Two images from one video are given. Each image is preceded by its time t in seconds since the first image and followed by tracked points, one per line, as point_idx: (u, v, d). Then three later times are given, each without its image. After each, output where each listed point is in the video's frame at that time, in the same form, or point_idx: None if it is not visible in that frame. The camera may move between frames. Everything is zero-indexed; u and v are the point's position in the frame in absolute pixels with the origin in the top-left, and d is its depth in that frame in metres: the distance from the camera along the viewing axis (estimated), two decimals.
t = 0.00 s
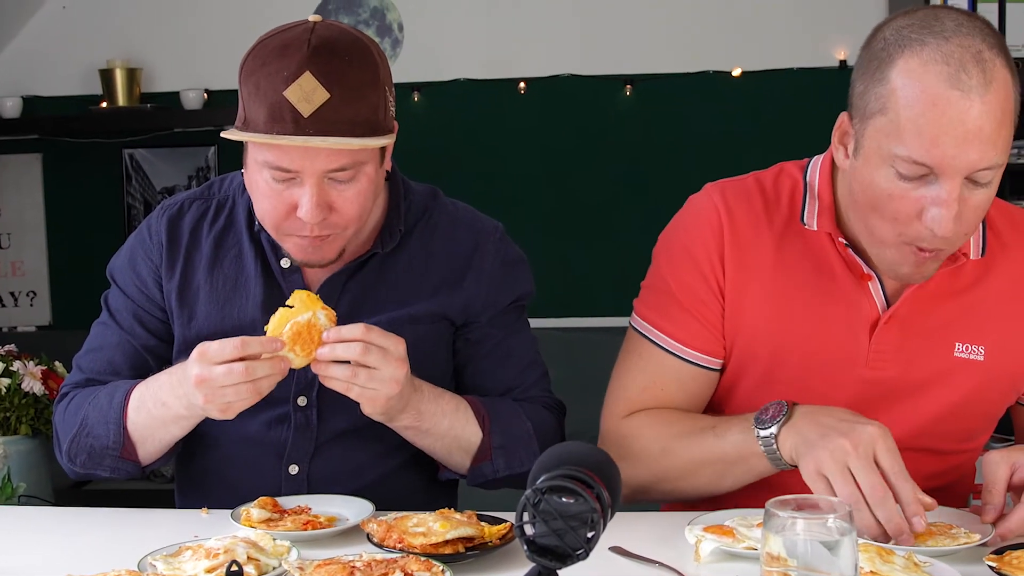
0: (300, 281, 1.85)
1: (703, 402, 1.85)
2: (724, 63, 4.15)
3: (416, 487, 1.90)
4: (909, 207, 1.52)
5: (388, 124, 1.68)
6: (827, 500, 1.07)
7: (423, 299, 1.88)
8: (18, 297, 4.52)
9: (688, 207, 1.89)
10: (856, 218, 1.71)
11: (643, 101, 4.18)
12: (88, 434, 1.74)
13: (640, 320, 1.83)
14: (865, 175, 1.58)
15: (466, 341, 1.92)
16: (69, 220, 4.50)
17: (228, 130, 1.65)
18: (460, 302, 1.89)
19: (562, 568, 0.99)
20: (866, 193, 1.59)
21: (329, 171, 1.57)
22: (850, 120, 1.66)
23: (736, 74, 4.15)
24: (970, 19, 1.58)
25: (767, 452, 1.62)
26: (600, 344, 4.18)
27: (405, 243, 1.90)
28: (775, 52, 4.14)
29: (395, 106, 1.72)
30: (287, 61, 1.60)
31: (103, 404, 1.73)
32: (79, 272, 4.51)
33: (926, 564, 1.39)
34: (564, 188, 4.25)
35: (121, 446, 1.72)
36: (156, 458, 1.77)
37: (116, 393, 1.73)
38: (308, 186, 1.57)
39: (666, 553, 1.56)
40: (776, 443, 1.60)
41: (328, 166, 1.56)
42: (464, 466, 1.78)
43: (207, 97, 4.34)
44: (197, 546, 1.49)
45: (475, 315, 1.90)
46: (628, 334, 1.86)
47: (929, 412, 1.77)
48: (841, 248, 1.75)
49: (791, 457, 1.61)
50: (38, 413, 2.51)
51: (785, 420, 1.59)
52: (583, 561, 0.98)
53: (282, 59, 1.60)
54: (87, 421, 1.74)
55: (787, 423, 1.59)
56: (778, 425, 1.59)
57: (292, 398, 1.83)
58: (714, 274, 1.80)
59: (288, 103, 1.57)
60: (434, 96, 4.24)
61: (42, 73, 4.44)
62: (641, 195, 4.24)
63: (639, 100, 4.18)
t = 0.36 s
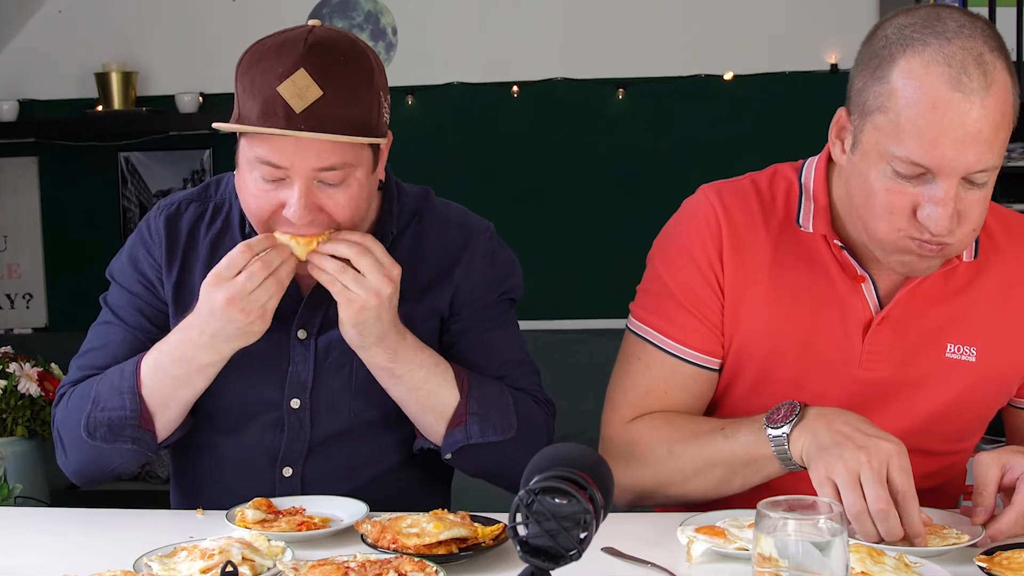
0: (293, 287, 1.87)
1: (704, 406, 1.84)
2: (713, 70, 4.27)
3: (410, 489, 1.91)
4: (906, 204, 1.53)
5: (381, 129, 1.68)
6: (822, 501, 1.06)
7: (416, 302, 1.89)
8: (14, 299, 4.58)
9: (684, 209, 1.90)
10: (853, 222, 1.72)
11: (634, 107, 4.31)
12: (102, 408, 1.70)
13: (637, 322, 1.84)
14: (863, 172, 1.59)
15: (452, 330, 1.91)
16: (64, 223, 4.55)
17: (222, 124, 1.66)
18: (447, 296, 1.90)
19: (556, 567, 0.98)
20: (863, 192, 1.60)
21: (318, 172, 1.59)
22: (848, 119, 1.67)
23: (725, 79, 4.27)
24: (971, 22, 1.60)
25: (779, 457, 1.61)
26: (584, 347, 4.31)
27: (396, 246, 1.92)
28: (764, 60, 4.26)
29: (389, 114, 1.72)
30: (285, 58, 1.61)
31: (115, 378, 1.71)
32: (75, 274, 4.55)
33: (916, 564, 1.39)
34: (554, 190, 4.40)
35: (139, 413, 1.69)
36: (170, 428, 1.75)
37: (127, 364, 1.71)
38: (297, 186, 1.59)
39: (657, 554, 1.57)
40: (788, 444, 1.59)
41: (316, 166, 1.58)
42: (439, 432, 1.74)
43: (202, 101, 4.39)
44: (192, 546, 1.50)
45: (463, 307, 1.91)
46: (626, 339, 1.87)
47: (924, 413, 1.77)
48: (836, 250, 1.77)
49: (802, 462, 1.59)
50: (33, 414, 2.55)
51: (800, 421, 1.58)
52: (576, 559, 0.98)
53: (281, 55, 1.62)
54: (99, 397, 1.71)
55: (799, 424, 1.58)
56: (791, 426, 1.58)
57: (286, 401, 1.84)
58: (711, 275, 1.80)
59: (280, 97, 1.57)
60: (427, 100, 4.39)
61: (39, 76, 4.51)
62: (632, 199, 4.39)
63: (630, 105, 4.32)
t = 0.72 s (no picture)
0: (291, 286, 1.86)
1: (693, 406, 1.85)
2: (704, 73, 4.29)
3: (403, 490, 1.93)
4: (893, 197, 1.55)
5: (374, 138, 1.70)
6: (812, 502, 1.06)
7: (410, 304, 1.91)
8: (11, 302, 4.60)
9: (676, 212, 1.91)
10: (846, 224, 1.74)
11: (626, 111, 4.34)
12: (91, 424, 1.72)
13: (628, 323, 1.85)
14: (852, 165, 1.61)
15: (451, 341, 1.94)
16: (61, 226, 4.57)
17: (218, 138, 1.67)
18: (446, 304, 1.93)
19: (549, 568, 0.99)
20: (852, 184, 1.61)
21: (314, 185, 1.59)
22: (838, 113, 1.69)
23: (717, 83, 4.29)
24: (958, 16, 1.61)
25: (769, 458, 1.62)
26: (581, 347, 4.15)
27: (391, 249, 1.93)
28: (756, 63, 4.27)
29: (384, 118, 1.74)
30: (276, 76, 1.62)
31: (106, 394, 1.72)
32: (72, 276, 4.57)
33: (906, 564, 1.40)
34: (549, 193, 4.41)
35: (127, 433, 1.71)
36: (160, 445, 1.76)
37: (118, 381, 1.73)
38: (293, 198, 1.59)
39: (649, 554, 1.58)
40: (779, 446, 1.59)
41: (311, 181, 1.58)
42: (450, 458, 1.77)
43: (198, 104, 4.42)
44: (188, 547, 1.51)
45: (462, 317, 1.94)
46: (617, 338, 1.88)
47: (914, 414, 1.79)
48: (827, 252, 1.78)
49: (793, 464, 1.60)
50: (31, 417, 2.63)
51: (791, 421, 1.59)
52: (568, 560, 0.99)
53: (270, 74, 1.62)
54: (90, 412, 1.73)
55: (790, 427, 1.59)
56: (782, 427, 1.59)
57: (282, 402, 1.85)
58: (702, 275, 1.81)
59: (274, 116, 1.60)
60: (421, 105, 4.40)
61: (34, 79, 4.53)
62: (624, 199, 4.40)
63: (623, 109, 4.34)
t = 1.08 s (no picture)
0: (283, 288, 1.87)
1: (677, 404, 1.87)
2: (697, 76, 4.31)
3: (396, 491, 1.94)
4: (885, 196, 1.56)
5: (368, 144, 1.72)
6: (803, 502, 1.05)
7: (403, 303, 1.92)
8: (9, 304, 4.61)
9: (668, 212, 1.92)
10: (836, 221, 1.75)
11: (619, 114, 4.36)
12: (68, 447, 1.78)
13: (618, 322, 1.86)
14: (845, 163, 1.62)
15: (444, 343, 1.96)
16: (58, 228, 4.58)
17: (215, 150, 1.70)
18: (439, 307, 1.94)
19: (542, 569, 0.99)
20: (843, 181, 1.63)
21: (310, 196, 1.61)
22: (832, 111, 1.70)
23: (709, 86, 4.31)
24: (955, 20, 1.62)
25: (742, 465, 1.65)
26: (577, 348, 4.16)
27: (387, 250, 1.94)
28: (749, 66, 4.30)
29: (376, 125, 1.76)
30: (269, 90, 1.63)
31: (89, 423, 1.76)
32: (69, 278, 4.58)
33: (896, 563, 1.41)
34: (544, 194, 4.43)
35: (94, 466, 1.75)
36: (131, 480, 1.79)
37: (103, 415, 1.76)
38: (290, 208, 1.61)
39: (641, 555, 1.59)
40: (754, 457, 1.62)
41: (307, 193, 1.60)
42: (449, 488, 1.81)
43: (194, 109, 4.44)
44: (184, 547, 1.52)
45: (453, 319, 1.95)
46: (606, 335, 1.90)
47: (903, 412, 1.80)
48: (817, 252, 1.79)
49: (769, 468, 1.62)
50: (27, 418, 2.65)
51: (758, 434, 1.61)
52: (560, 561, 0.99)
53: (264, 88, 1.63)
54: (71, 434, 1.78)
55: (760, 438, 1.61)
56: (751, 439, 1.61)
57: (277, 399, 1.87)
58: (692, 275, 1.83)
59: (268, 131, 1.61)
60: (416, 108, 4.41)
61: (31, 83, 4.54)
62: (619, 200, 4.41)
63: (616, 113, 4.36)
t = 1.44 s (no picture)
0: (275, 286, 1.89)
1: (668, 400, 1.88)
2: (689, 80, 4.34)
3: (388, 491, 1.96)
4: (859, 185, 1.58)
5: (352, 139, 1.73)
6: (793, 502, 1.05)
7: (393, 299, 1.94)
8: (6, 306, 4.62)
9: (658, 210, 1.94)
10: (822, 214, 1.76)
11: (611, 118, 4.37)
12: (69, 458, 1.79)
13: (609, 318, 1.88)
14: (824, 153, 1.63)
15: (431, 332, 1.97)
16: (54, 230, 4.59)
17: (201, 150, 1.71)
18: (427, 295, 1.95)
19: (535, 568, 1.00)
20: (822, 169, 1.64)
21: (297, 192, 1.63)
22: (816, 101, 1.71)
23: (700, 90, 4.33)
24: (938, 14, 1.63)
25: (728, 458, 1.65)
26: (571, 350, 4.18)
27: (372, 247, 1.95)
28: (741, 70, 4.32)
29: (360, 121, 1.77)
30: (252, 89, 1.64)
31: (90, 434, 1.77)
32: (65, 280, 4.59)
33: (886, 564, 1.43)
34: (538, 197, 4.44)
35: (96, 477, 1.76)
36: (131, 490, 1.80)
37: (105, 426, 1.77)
38: (276, 205, 1.63)
39: (632, 555, 1.60)
40: (741, 450, 1.62)
41: (293, 188, 1.62)
42: (436, 485, 1.82)
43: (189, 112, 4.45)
44: (179, 548, 1.53)
45: (439, 305, 1.97)
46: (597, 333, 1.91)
47: (892, 408, 1.81)
48: (804, 247, 1.81)
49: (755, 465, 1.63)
50: (23, 420, 2.67)
51: (749, 428, 1.62)
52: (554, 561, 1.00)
53: (247, 87, 1.65)
54: (72, 445, 1.79)
55: (750, 432, 1.62)
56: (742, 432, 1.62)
57: (269, 396, 1.88)
58: (681, 269, 1.84)
59: (253, 130, 1.63)
60: (410, 111, 4.43)
61: (27, 87, 4.55)
62: (613, 201, 4.42)
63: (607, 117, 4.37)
